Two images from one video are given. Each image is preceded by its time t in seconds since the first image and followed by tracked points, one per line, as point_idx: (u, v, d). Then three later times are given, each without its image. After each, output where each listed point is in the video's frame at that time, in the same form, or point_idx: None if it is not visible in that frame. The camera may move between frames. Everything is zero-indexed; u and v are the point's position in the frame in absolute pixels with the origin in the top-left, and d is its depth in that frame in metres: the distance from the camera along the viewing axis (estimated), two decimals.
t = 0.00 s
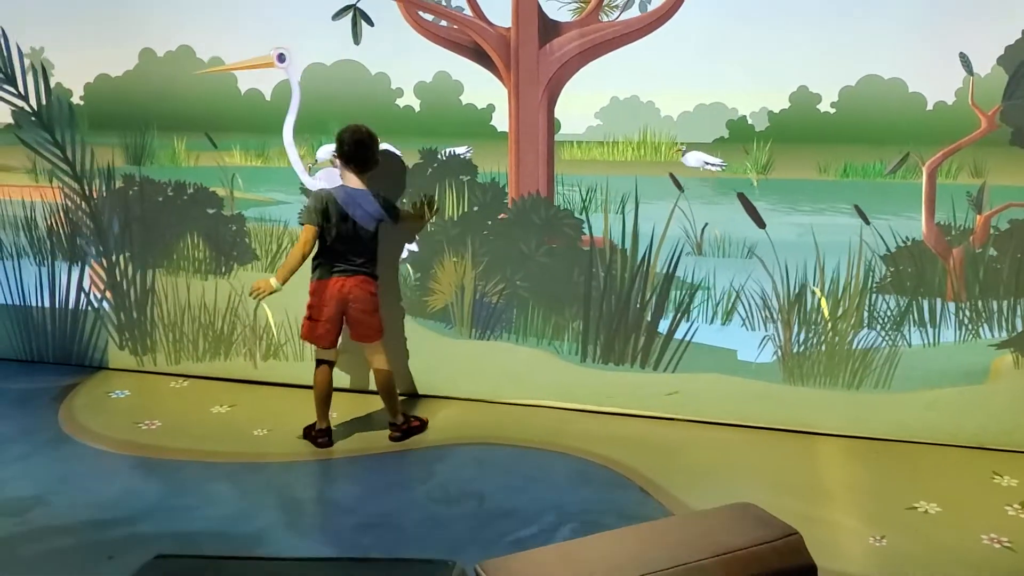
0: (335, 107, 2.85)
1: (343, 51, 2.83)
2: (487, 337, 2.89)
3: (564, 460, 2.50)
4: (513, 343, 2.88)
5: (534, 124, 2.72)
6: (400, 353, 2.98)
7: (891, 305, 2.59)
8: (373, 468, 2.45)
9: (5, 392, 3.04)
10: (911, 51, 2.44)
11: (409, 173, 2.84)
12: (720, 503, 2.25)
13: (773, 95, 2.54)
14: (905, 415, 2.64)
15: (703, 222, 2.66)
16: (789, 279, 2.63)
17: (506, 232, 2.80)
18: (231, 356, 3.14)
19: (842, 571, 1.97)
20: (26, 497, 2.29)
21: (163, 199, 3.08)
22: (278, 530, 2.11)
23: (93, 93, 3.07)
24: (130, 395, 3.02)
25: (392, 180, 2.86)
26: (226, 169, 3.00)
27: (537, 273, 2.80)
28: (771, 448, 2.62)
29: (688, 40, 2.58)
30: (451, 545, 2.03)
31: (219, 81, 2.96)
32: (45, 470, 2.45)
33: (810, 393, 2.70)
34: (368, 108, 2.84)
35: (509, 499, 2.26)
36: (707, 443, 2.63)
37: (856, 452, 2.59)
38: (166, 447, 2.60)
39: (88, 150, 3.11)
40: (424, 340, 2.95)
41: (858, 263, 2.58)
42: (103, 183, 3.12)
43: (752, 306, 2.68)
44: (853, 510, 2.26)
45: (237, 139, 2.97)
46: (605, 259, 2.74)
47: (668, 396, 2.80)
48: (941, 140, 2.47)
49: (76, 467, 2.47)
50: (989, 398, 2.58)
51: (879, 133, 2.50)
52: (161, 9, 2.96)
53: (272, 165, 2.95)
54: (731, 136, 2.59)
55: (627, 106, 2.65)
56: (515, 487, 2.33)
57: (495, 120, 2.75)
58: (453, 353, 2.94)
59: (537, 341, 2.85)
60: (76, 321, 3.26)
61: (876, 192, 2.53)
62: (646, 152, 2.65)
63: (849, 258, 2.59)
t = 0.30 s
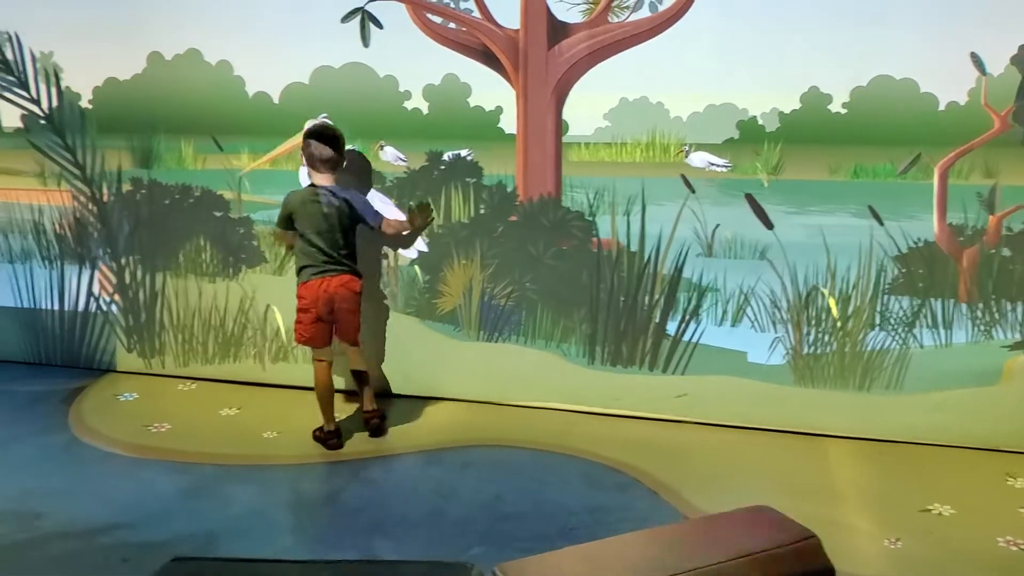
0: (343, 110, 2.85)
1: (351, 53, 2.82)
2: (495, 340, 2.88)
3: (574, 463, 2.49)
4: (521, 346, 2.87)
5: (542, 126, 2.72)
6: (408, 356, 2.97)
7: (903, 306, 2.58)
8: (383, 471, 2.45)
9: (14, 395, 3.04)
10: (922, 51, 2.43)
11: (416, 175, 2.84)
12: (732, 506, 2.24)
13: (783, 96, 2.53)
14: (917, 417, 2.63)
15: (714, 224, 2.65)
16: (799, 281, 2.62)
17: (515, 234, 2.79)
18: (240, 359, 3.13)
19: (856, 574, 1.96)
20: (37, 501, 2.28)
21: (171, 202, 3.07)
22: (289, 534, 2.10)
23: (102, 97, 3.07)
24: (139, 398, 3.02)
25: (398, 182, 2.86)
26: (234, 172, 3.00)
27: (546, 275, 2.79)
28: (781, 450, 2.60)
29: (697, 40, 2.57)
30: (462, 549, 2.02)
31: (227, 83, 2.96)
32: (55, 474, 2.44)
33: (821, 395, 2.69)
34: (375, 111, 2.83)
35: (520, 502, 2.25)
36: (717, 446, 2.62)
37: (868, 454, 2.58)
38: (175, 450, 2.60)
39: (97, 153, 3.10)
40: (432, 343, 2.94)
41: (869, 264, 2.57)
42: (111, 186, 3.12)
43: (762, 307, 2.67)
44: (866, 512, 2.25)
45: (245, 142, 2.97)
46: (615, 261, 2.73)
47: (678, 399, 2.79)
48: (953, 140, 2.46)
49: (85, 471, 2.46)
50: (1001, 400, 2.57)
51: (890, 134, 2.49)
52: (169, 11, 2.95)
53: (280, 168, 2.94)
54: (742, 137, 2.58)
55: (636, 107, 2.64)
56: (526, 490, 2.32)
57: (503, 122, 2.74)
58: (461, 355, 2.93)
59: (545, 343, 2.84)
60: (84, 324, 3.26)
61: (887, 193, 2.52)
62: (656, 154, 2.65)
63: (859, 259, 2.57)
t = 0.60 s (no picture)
0: (356, 113, 2.85)
1: (365, 55, 2.82)
2: (508, 342, 2.88)
3: (591, 465, 2.48)
4: (534, 347, 2.86)
5: (556, 127, 2.71)
6: (421, 358, 2.96)
7: (919, 306, 2.57)
8: (399, 473, 2.44)
9: (28, 399, 3.03)
10: (939, 52, 2.42)
11: (428, 177, 2.83)
12: (751, 508, 2.23)
13: (800, 97, 2.53)
14: (933, 417, 2.62)
15: (730, 225, 2.65)
16: (815, 281, 2.62)
17: (529, 236, 2.79)
18: (253, 361, 3.13)
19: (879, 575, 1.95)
20: (54, 504, 2.27)
21: (184, 205, 3.07)
22: (308, 536, 2.09)
23: (115, 100, 3.07)
24: (153, 401, 3.01)
25: (411, 184, 2.85)
26: (246, 175, 3.00)
27: (560, 276, 2.78)
28: (798, 451, 2.60)
29: (713, 41, 2.56)
30: (482, 551, 2.01)
31: (241, 86, 2.95)
32: (72, 477, 2.44)
33: (837, 397, 2.68)
34: (388, 113, 2.83)
35: (538, 505, 2.24)
36: (733, 447, 2.61)
37: (885, 455, 2.57)
38: (190, 453, 2.59)
39: (110, 157, 3.10)
40: (445, 346, 2.93)
41: (885, 264, 2.56)
42: (124, 189, 3.12)
43: (778, 309, 2.66)
44: (886, 513, 2.24)
45: (258, 144, 2.97)
46: (629, 262, 2.72)
47: (693, 400, 2.78)
48: (969, 141, 2.46)
49: (100, 474, 2.45)
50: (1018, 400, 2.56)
51: (907, 134, 2.48)
52: (182, 14, 2.95)
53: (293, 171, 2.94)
54: (758, 137, 2.57)
55: (651, 108, 2.64)
56: (545, 493, 2.31)
57: (517, 123, 2.74)
58: (475, 357, 2.92)
59: (559, 345, 2.84)
60: (97, 328, 3.26)
61: (903, 194, 2.52)
62: (671, 155, 2.64)
63: (875, 259, 2.57)
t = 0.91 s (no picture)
0: (374, 116, 2.85)
1: (382, 59, 2.82)
2: (526, 344, 2.87)
3: (610, 468, 2.48)
4: (552, 350, 2.86)
5: (574, 129, 2.71)
6: (438, 361, 2.96)
7: (939, 308, 2.56)
8: (418, 476, 2.44)
9: (46, 402, 3.04)
10: (960, 53, 2.41)
11: (445, 180, 2.83)
12: (773, 511, 2.22)
13: (819, 99, 2.52)
14: (954, 420, 2.61)
15: (748, 227, 2.64)
16: (835, 283, 2.61)
17: (546, 238, 2.78)
18: (270, 365, 3.13)
19: None
20: (76, 507, 2.28)
21: (203, 208, 3.07)
22: (330, 539, 2.09)
23: (133, 104, 3.08)
24: (172, 404, 3.02)
25: (428, 187, 2.85)
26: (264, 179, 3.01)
27: (577, 279, 2.78)
28: (818, 454, 2.59)
29: (732, 43, 2.56)
30: (505, 555, 2.00)
31: (258, 90, 2.96)
32: (92, 480, 2.44)
33: (857, 399, 2.67)
34: (406, 116, 2.83)
35: (559, 508, 2.24)
36: (753, 451, 2.61)
37: (906, 458, 2.56)
38: (210, 456, 2.60)
39: (128, 161, 3.11)
40: (462, 348, 2.93)
41: (905, 266, 2.55)
42: (143, 193, 3.13)
43: (797, 311, 2.65)
44: (909, 517, 2.22)
45: (275, 148, 2.97)
46: (648, 265, 2.72)
47: (712, 403, 2.77)
48: (990, 142, 2.45)
49: (121, 477, 2.46)
50: None
51: (927, 136, 2.47)
52: (200, 18, 2.96)
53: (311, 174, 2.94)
54: (777, 139, 2.57)
55: (669, 110, 2.63)
56: (566, 496, 2.31)
57: (535, 126, 2.74)
58: (492, 360, 2.92)
59: (577, 348, 2.83)
60: (115, 331, 3.27)
61: (923, 196, 2.51)
62: (690, 157, 2.63)
63: (895, 261, 2.56)
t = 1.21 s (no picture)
0: (407, 119, 2.86)
1: (416, 61, 2.82)
2: (559, 347, 2.86)
3: (645, 472, 2.46)
4: (586, 352, 2.84)
5: (608, 130, 2.70)
6: (471, 363, 2.96)
7: (979, 311, 2.52)
8: (453, 479, 2.43)
9: (83, 403, 3.07)
10: (1002, 51, 2.38)
11: (478, 182, 2.83)
12: (811, 516, 2.19)
13: (856, 99, 2.49)
14: (996, 425, 2.57)
15: (783, 229, 2.62)
16: (872, 286, 2.58)
17: (579, 240, 2.77)
18: (304, 367, 3.14)
19: None
20: (114, 507, 2.30)
21: (238, 211, 3.09)
22: (365, 541, 2.09)
23: (168, 108, 3.11)
24: (207, 405, 3.04)
25: (460, 189, 2.85)
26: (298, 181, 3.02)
27: (611, 280, 2.76)
28: (855, 459, 2.56)
29: (768, 43, 2.54)
30: (541, 558, 1.99)
31: (292, 93, 2.97)
32: (129, 481, 2.46)
33: (895, 403, 2.63)
34: (439, 119, 2.84)
35: (594, 512, 2.22)
36: (789, 455, 2.58)
37: (946, 464, 2.52)
38: (245, 457, 2.61)
39: (162, 164, 3.14)
40: (495, 351, 2.93)
41: (944, 268, 2.52)
42: (179, 196, 3.16)
43: (834, 313, 2.62)
44: (951, 523, 2.19)
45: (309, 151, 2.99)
46: (683, 267, 2.70)
47: (748, 407, 2.75)
48: None
49: (158, 478, 2.48)
50: None
51: (967, 136, 2.44)
52: (235, 22, 2.98)
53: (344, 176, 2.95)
54: (814, 140, 2.54)
55: (705, 111, 2.61)
56: (601, 500, 2.30)
57: (568, 127, 2.73)
58: (525, 362, 2.91)
59: (610, 350, 2.82)
60: (151, 332, 3.29)
61: (963, 197, 2.47)
62: (726, 158, 2.61)
63: (934, 262, 2.52)
